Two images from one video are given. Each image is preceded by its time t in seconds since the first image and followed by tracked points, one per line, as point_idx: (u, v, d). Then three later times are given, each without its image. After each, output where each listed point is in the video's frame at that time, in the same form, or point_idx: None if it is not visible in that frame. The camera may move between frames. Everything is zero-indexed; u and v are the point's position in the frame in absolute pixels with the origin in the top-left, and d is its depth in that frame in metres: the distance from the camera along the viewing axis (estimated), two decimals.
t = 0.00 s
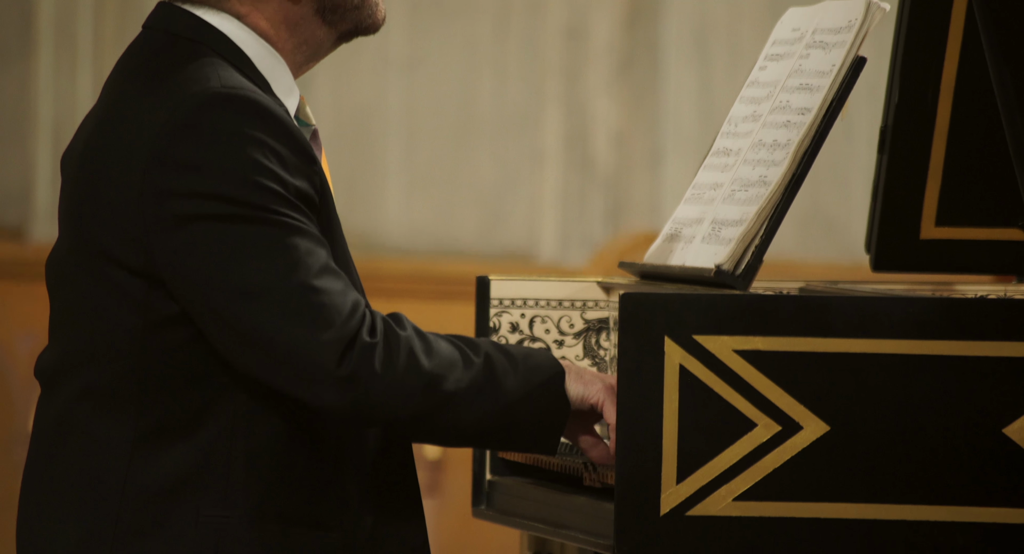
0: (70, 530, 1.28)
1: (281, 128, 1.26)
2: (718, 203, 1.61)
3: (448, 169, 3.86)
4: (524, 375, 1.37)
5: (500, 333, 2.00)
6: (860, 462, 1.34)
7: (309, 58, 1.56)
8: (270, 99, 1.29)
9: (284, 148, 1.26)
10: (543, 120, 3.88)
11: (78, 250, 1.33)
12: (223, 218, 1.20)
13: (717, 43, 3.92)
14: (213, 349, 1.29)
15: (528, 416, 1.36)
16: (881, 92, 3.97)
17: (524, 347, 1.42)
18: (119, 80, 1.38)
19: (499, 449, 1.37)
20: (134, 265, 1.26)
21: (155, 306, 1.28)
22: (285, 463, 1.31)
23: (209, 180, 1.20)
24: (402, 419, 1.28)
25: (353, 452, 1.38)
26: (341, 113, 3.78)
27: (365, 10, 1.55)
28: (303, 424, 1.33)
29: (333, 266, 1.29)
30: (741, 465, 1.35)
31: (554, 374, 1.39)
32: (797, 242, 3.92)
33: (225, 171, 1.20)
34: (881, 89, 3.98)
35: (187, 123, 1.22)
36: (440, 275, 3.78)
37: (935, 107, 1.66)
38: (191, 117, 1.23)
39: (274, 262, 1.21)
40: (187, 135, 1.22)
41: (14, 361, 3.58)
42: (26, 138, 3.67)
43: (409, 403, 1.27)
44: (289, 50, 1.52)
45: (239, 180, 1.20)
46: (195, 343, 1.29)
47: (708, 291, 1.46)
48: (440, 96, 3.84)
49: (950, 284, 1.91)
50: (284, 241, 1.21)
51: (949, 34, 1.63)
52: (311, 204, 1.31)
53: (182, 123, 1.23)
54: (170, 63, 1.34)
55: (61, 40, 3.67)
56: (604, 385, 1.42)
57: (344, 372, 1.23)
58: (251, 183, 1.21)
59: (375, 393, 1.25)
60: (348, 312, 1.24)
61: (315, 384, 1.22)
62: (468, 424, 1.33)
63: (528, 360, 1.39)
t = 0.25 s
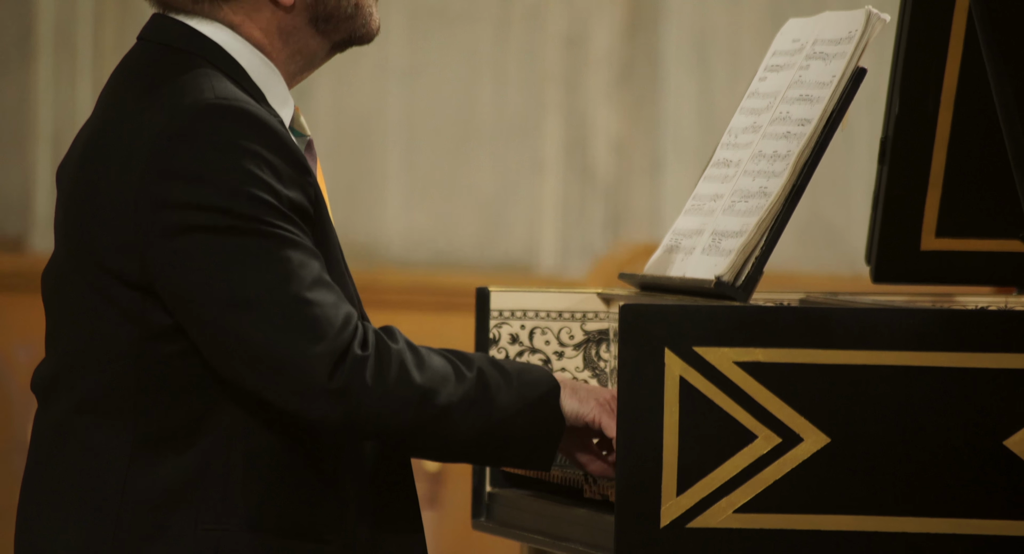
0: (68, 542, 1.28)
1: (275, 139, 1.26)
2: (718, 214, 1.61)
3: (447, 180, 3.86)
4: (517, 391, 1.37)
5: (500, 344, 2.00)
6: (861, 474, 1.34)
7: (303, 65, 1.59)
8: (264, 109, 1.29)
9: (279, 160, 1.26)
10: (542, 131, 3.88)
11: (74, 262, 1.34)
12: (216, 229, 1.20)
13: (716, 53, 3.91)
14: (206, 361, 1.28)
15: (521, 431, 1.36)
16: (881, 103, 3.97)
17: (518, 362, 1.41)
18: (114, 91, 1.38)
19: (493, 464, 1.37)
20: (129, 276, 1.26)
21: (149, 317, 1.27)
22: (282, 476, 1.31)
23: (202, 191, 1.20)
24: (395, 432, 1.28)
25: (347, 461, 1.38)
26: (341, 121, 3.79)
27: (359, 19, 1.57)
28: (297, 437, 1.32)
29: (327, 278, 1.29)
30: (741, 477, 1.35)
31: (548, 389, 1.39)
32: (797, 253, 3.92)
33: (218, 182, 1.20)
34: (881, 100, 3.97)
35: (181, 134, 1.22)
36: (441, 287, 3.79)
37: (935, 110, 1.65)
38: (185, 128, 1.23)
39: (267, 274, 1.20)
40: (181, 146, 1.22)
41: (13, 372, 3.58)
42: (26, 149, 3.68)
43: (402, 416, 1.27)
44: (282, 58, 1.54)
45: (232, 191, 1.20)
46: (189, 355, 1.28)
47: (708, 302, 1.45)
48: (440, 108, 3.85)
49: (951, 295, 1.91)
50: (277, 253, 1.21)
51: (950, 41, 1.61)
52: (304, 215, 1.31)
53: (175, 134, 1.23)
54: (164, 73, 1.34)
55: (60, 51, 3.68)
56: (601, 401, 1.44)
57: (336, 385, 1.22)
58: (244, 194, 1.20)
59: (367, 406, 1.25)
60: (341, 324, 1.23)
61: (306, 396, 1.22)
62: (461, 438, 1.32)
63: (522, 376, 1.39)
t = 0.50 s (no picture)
0: None
1: (270, 150, 1.26)
2: (718, 226, 1.61)
3: (446, 192, 3.87)
4: (516, 404, 1.36)
5: (500, 355, 2.00)
6: (861, 487, 1.33)
7: (297, 76, 1.61)
8: (259, 121, 1.30)
9: (274, 171, 1.26)
10: (541, 142, 3.88)
11: (68, 273, 1.33)
12: (210, 241, 1.20)
13: (716, 63, 3.86)
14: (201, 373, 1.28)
15: (519, 445, 1.35)
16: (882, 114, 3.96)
17: (518, 376, 1.40)
18: (109, 103, 1.38)
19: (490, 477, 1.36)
20: (124, 288, 1.26)
21: (144, 330, 1.27)
22: (279, 489, 1.30)
23: (198, 202, 1.20)
24: (391, 444, 1.27)
25: (343, 470, 1.38)
26: (339, 133, 3.83)
27: (353, 29, 1.59)
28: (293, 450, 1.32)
29: (322, 289, 1.28)
30: (741, 489, 1.34)
31: (548, 401, 1.39)
32: (797, 265, 3.93)
33: (213, 194, 1.20)
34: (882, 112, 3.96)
35: (176, 145, 1.23)
36: (441, 299, 3.80)
37: (937, 121, 1.64)
38: (180, 140, 1.23)
39: (261, 286, 1.20)
40: (176, 158, 1.22)
41: (12, 385, 3.58)
42: (25, 161, 3.68)
43: (397, 428, 1.27)
44: (276, 69, 1.56)
45: (227, 203, 1.20)
46: (184, 367, 1.28)
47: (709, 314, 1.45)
48: (440, 120, 3.86)
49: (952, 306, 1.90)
50: (271, 265, 1.21)
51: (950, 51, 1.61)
52: (300, 227, 1.30)
53: (171, 145, 1.23)
54: (159, 85, 1.34)
55: (59, 63, 3.68)
56: (599, 415, 1.43)
57: (329, 398, 1.22)
58: (239, 205, 1.20)
59: (361, 418, 1.25)
60: (335, 336, 1.23)
61: (300, 408, 1.22)
62: (458, 451, 1.32)
63: (521, 389, 1.38)
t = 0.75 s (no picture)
0: None
1: (266, 164, 1.26)
2: (719, 240, 1.60)
3: (446, 206, 3.87)
4: (514, 421, 1.36)
5: (500, 370, 1.99)
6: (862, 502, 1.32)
7: (292, 90, 1.61)
8: (255, 134, 1.30)
9: (271, 185, 1.26)
10: (541, 156, 3.88)
11: (65, 287, 1.33)
12: (206, 255, 1.20)
13: (717, 78, 3.90)
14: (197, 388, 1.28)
15: (517, 462, 1.35)
16: (882, 129, 3.98)
17: (516, 394, 1.40)
18: (106, 115, 1.38)
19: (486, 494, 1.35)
20: (122, 302, 1.26)
21: (141, 343, 1.27)
22: (276, 505, 1.30)
23: (194, 215, 1.20)
24: (387, 461, 1.27)
25: (344, 486, 1.38)
26: (340, 145, 3.81)
27: (347, 41, 1.59)
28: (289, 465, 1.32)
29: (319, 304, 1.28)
30: (741, 504, 1.33)
31: (546, 419, 1.38)
32: (799, 279, 3.92)
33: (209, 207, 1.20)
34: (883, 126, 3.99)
35: (171, 159, 1.23)
36: (442, 313, 3.79)
37: (938, 132, 1.64)
38: (176, 153, 1.23)
39: (256, 300, 1.20)
40: (172, 171, 1.22)
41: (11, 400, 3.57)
42: (25, 174, 3.69)
43: (392, 444, 1.26)
44: (271, 82, 1.56)
45: (224, 217, 1.20)
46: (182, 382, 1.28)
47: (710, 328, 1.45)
48: (440, 134, 3.86)
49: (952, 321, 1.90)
50: (267, 279, 1.21)
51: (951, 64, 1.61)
52: (297, 241, 1.30)
53: (167, 158, 1.23)
54: (156, 99, 1.35)
55: (60, 77, 3.69)
56: (599, 432, 1.42)
57: (324, 413, 1.22)
58: (234, 219, 1.20)
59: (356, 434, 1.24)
60: (330, 351, 1.23)
61: (294, 423, 1.21)
62: (455, 468, 1.31)
63: (519, 407, 1.38)
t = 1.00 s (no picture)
0: None
1: (262, 178, 1.26)
2: (719, 253, 1.60)
3: (445, 220, 3.87)
4: (509, 439, 1.36)
5: (500, 383, 1.99)
6: (863, 515, 1.32)
7: (284, 101, 1.62)
8: (251, 147, 1.30)
9: (266, 199, 1.26)
10: (541, 170, 3.88)
11: (61, 302, 1.33)
12: (201, 269, 1.20)
13: (717, 92, 3.91)
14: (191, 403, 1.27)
15: (512, 480, 1.35)
16: (882, 142, 3.99)
17: (511, 412, 1.40)
18: (101, 129, 1.38)
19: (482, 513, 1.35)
20: (118, 317, 1.26)
21: (137, 360, 1.27)
22: (273, 521, 1.29)
23: (188, 229, 1.20)
24: (380, 478, 1.26)
25: (341, 519, 1.37)
26: (340, 159, 3.82)
27: (338, 51, 1.61)
28: (282, 483, 1.31)
29: (313, 321, 1.28)
30: (742, 517, 1.33)
31: (541, 437, 1.39)
32: (799, 292, 3.92)
33: (204, 220, 1.21)
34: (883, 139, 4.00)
35: (167, 173, 1.23)
36: (441, 326, 3.79)
37: (937, 146, 1.64)
38: (172, 166, 1.24)
39: (251, 315, 1.20)
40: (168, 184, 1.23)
41: (10, 413, 3.57)
42: (25, 188, 3.69)
43: (385, 462, 1.26)
44: (265, 93, 1.57)
45: (219, 231, 1.20)
46: (178, 398, 1.28)
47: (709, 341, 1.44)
48: (440, 148, 3.87)
49: (953, 335, 1.90)
50: (261, 294, 1.21)
51: (951, 77, 1.61)
52: (291, 256, 1.30)
53: (162, 172, 1.23)
54: (152, 112, 1.35)
55: (60, 90, 3.70)
56: (595, 449, 1.40)
57: (316, 429, 1.21)
58: (229, 232, 1.21)
59: (348, 451, 1.24)
60: (324, 368, 1.22)
61: (286, 440, 1.20)
62: (450, 485, 1.31)
63: (514, 425, 1.38)
